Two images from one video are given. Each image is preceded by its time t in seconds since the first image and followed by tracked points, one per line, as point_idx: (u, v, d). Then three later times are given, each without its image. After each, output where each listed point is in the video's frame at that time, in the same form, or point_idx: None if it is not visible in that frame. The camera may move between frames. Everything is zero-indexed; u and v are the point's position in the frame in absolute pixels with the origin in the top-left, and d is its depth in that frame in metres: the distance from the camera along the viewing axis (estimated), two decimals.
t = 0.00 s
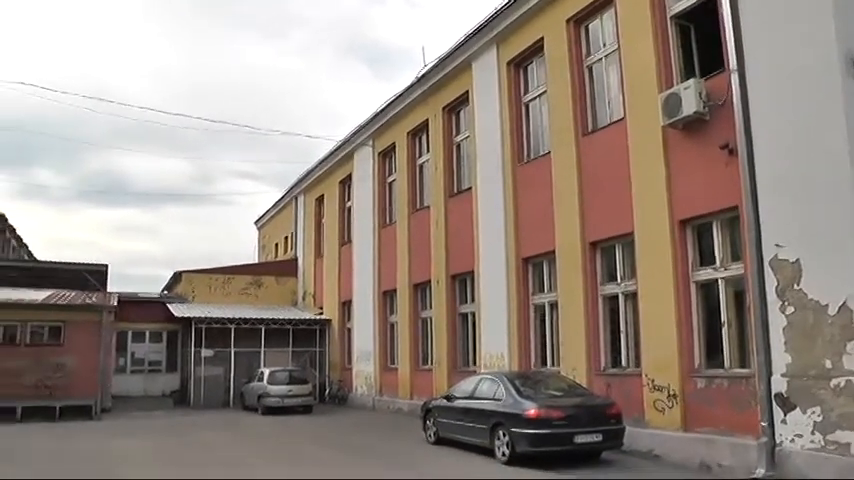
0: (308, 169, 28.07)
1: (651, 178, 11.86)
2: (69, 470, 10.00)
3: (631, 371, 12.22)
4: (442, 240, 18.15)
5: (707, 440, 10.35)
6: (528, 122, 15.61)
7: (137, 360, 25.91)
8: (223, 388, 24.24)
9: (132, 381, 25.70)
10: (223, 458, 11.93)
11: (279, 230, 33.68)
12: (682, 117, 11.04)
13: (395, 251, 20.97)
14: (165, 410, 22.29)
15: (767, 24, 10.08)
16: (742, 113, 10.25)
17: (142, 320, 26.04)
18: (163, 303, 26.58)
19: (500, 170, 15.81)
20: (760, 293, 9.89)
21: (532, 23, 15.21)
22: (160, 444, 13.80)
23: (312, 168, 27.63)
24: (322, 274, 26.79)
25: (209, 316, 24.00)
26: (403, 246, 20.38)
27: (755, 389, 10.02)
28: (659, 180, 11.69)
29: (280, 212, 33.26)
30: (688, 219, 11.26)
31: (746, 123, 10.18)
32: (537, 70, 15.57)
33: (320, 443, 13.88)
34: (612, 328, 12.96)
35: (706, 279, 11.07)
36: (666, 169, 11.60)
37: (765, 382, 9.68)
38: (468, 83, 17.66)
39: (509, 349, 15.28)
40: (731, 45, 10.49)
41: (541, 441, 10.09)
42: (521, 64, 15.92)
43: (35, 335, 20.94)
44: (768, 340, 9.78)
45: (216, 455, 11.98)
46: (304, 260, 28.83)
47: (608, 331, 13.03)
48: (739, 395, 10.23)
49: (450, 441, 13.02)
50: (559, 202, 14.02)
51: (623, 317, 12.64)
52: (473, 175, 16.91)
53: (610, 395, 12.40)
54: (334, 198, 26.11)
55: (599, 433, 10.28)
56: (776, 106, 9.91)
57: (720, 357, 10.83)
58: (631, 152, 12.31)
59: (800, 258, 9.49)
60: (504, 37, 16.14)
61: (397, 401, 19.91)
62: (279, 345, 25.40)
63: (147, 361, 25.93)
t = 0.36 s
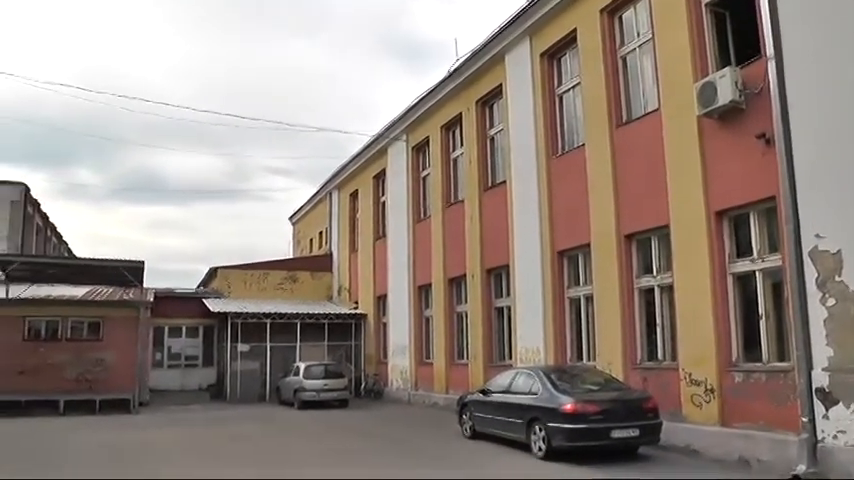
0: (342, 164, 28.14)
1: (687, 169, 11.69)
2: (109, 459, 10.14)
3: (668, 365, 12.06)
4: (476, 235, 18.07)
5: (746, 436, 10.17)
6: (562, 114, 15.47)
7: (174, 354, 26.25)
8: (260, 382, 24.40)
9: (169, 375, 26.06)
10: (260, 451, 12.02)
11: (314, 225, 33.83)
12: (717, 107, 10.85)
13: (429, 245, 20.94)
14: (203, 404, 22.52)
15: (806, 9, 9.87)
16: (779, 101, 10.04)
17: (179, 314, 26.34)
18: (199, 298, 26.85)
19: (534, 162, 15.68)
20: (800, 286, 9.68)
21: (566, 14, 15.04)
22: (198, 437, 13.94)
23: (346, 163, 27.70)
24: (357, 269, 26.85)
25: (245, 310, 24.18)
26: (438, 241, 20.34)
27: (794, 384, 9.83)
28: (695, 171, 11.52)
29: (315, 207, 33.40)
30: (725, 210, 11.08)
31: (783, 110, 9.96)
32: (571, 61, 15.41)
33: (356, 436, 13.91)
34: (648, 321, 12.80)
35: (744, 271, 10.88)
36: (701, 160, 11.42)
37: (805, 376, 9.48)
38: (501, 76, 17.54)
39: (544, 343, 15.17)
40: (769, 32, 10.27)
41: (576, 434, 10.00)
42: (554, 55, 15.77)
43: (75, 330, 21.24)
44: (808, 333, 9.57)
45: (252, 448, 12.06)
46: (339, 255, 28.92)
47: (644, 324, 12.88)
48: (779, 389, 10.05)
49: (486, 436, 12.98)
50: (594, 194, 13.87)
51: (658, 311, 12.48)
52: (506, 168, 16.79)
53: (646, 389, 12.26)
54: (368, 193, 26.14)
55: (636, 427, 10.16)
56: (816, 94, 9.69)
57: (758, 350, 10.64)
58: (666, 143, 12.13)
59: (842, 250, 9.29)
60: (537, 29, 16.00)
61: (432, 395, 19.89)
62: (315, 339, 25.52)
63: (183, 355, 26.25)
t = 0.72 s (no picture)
0: (379, 161, 28.17)
1: (726, 160, 11.47)
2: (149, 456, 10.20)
3: (709, 361, 11.87)
4: (514, 230, 17.95)
5: (790, 433, 9.94)
6: (599, 107, 15.29)
7: (213, 350, 26.49)
8: (299, 379, 24.52)
9: (209, 371, 26.28)
10: (299, 446, 12.08)
11: (352, 222, 33.94)
12: (757, 96, 10.63)
13: (468, 241, 20.85)
14: (243, 400, 22.73)
15: None
16: (822, 89, 9.78)
17: (219, 311, 26.58)
18: (239, 294, 27.06)
19: (571, 156, 15.53)
20: (845, 279, 9.44)
21: (602, 6, 14.85)
22: (238, 432, 14.08)
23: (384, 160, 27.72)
24: (395, 265, 26.87)
25: (284, 307, 24.39)
26: (476, 238, 20.25)
27: (839, 380, 9.58)
28: (734, 162, 11.30)
29: (353, 204, 33.51)
30: (766, 202, 10.85)
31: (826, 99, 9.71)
32: (608, 54, 15.22)
33: (394, 432, 13.91)
34: (689, 316, 12.60)
35: (786, 264, 10.64)
36: (741, 151, 11.20)
37: (851, 372, 9.21)
38: (537, 70, 17.39)
39: (583, 339, 15.02)
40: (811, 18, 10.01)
41: (615, 430, 9.89)
42: (591, 48, 15.58)
43: (117, 327, 21.54)
44: None
45: (291, 443, 12.13)
46: (377, 251, 28.96)
47: (684, 319, 12.68)
48: (824, 385, 9.80)
49: (526, 432, 12.89)
50: (632, 187, 13.69)
51: (698, 305, 12.28)
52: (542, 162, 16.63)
53: (687, 385, 12.07)
54: (406, 189, 26.13)
55: (676, 424, 10.01)
56: None
57: (802, 346, 10.40)
58: (704, 134, 11.93)
59: None
60: (573, 22, 15.82)
61: (471, 391, 19.82)
62: (353, 336, 25.56)
63: (223, 352, 26.51)
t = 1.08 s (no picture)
0: (417, 158, 28.13)
1: (768, 151, 11.21)
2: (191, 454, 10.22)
3: (752, 357, 11.62)
4: (554, 226, 17.75)
5: (838, 433, 9.65)
6: (638, 101, 15.06)
7: (254, 347, 26.65)
8: (339, 376, 24.58)
9: (249, 368, 26.43)
10: (337, 444, 12.08)
11: (390, 219, 33.95)
12: (801, 85, 10.36)
13: (507, 237, 20.70)
14: (284, 397, 22.84)
15: None
16: None
17: (259, 309, 26.73)
18: (279, 292, 27.19)
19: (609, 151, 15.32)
20: None
21: None
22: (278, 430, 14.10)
23: (421, 157, 27.67)
24: (434, 262, 26.81)
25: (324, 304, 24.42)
26: (515, 234, 20.10)
27: None
28: (777, 154, 11.04)
29: (391, 201, 33.52)
30: (811, 195, 10.57)
31: None
32: (646, 46, 14.96)
33: (433, 429, 13.86)
34: (731, 312, 12.35)
35: (831, 258, 10.35)
36: (784, 142, 10.94)
37: None
38: (575, 64, 17.18)
39: (624, 336, 14.81)
40: None
41: (655, 428, 9.71)
42: (628, 40, 15.34)
43: (158, 325, 21.81)
44: None
45: (328, 440, 12.11)
46: (416, 248, 28.93)
47: (726, 315, 12.43)
48: None
49: (568, 429, 12.72)
50: (672, 181, 13.45)
51: (740, 300, 12.03)
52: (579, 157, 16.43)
53: (730, 383, 11.83)
54: (444, 186, 26.05)
55: (718, 422, 9.81)
56: None
57: (849, 342, 10.10)
58: (745, 126, 11.67)
59: None
60: (611, 14, 15.59)
61: (512, 388, 19.69)
62: (393, 333, 25.53)
63: (262, 348, 26.64)
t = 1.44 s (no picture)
0: (466, 156, 28.02)
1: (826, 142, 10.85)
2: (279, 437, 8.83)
3: (811, 355, 11.26)
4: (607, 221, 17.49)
5: None
6: (688, 93, 14.73)
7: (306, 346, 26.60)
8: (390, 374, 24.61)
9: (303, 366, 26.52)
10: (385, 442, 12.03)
11: (440, 217, 33.91)
12: None
13: (558, 234, 20.46)
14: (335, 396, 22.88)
15: None
16: None
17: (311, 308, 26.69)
18: (330, 291, 27.08)
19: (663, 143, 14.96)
20: None
21: None
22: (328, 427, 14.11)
23: (470, 155, 27.57)
24: (485, 260, 26.66)
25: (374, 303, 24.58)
26: (567, 231, 19.86)
27: None
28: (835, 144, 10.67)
29: (440, 199, 33.46)
30: None
31: None
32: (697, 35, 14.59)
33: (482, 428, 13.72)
34: (786, 308, 12.00)
35: None
36: (842, 132, 10.57)
37: None
38: (624, 56, 16.86)
39: (677, 333, 14.47)
40: None
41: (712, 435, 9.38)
42: (678, 31, 15.00)
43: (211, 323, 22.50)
44: None
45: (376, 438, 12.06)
46: (466, 246, 28.80)
47: (782, 312, 12.08)
48: None
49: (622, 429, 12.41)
50: (725, 174, 13.11)
51: (797, 296, 11.67)
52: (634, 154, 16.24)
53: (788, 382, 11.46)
54: (493, 183, 25.90)
55: (776, 422, 9.53)
56: None
57: None
58: (801, 116, 11.32)
59: None
60: (660, 6, 15.27)
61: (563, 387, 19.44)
62: (445, 331, 25.53)
63: (314, 348, 26.17)
